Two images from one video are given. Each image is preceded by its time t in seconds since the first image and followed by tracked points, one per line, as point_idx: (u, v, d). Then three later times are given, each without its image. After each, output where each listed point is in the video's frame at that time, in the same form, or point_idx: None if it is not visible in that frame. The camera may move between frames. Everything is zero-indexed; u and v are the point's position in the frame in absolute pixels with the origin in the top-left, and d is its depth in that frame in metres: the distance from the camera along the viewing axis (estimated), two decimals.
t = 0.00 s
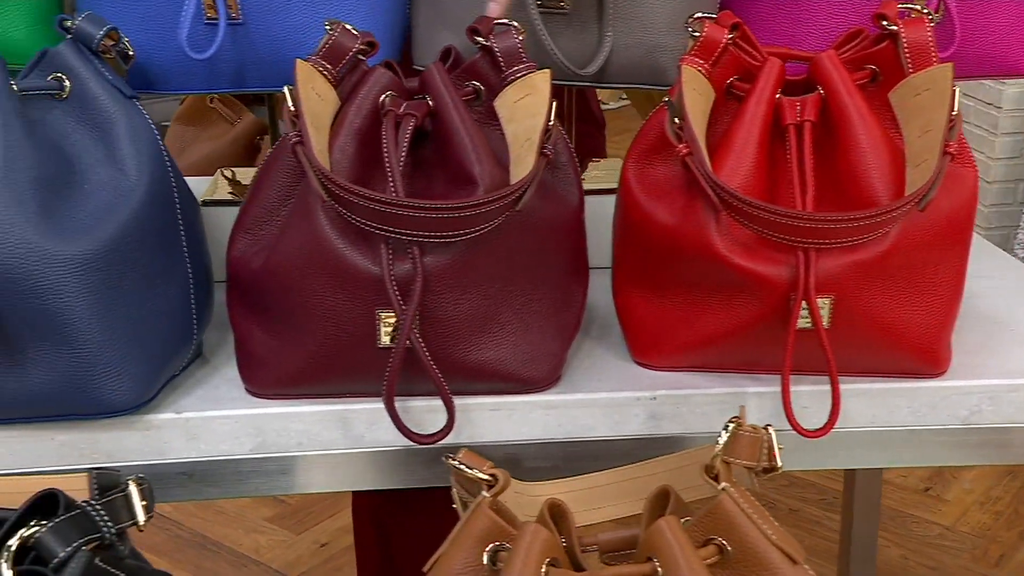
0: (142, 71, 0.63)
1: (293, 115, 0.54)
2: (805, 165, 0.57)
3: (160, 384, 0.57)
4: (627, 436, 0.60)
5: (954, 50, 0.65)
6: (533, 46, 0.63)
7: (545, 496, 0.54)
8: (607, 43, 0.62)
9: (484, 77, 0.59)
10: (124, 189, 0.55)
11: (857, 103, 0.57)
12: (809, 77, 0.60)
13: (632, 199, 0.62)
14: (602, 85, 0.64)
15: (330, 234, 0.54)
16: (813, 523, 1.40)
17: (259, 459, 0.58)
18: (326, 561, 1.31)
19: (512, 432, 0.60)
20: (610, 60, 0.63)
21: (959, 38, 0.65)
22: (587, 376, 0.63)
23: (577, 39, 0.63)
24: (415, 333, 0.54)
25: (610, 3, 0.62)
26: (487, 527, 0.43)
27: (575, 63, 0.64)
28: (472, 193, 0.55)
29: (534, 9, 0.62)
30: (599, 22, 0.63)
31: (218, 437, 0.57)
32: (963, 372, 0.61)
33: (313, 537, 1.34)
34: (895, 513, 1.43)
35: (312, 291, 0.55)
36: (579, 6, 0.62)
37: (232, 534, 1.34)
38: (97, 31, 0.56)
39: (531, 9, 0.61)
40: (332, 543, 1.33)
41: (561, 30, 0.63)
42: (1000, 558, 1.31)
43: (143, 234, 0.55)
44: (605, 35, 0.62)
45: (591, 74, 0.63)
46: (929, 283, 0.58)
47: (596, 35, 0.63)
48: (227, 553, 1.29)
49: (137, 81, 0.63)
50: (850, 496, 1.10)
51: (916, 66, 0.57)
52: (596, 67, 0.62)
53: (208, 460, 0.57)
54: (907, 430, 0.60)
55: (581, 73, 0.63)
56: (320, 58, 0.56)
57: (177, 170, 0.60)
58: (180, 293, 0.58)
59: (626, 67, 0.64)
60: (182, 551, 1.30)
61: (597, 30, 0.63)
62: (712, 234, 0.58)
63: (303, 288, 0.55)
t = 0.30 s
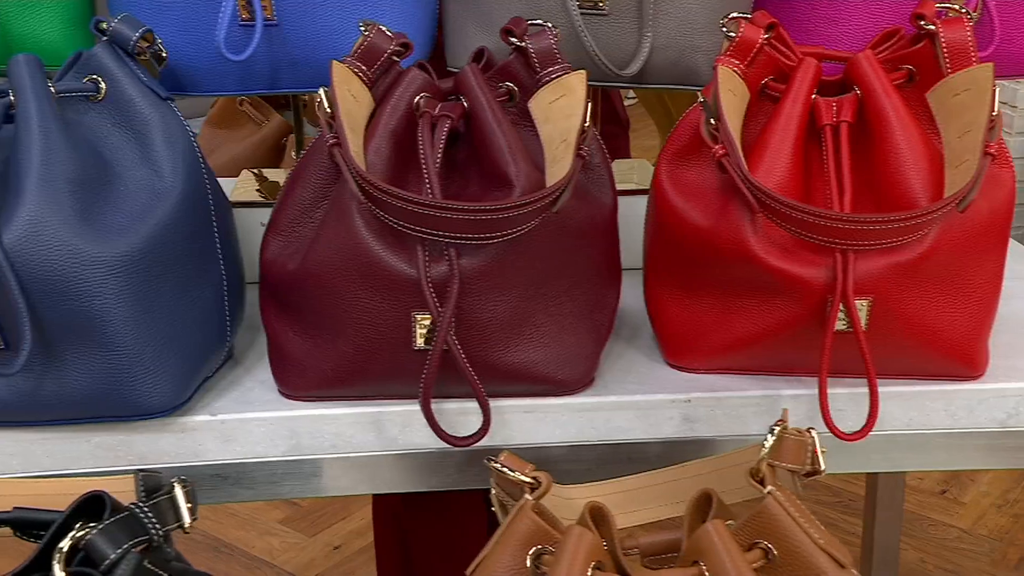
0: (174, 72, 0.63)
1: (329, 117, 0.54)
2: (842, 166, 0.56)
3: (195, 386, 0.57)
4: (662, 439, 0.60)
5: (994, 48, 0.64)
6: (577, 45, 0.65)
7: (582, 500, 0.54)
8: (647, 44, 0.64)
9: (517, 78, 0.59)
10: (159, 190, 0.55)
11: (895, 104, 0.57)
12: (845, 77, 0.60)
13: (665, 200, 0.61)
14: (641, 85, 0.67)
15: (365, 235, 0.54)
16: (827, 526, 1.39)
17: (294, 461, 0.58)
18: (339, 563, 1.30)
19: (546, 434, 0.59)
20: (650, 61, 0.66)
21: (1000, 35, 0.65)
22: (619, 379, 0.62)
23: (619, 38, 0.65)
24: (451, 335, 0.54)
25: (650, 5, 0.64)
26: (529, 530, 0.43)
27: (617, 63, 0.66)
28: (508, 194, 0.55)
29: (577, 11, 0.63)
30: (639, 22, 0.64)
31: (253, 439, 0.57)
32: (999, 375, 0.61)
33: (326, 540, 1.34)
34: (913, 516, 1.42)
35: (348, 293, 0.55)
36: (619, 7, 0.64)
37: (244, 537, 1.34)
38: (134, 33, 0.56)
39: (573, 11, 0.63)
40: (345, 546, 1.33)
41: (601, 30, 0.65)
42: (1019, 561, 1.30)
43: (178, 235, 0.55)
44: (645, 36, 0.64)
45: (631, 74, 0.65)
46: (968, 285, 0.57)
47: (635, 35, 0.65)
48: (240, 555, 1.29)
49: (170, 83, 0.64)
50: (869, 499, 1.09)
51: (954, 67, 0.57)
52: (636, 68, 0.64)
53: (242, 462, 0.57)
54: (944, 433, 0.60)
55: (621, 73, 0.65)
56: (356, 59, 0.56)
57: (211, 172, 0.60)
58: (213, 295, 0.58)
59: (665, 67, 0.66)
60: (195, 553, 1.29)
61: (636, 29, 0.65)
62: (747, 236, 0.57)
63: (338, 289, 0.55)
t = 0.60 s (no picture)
0: (199, 75, 0.63)
1: (360, 119, 0.54)
2: (874, 168, 0.56)
3: (224, 389, 0.57)
4: (691, 442, 0.60)
5: None
6: (605, 48, 0.65)
7: (614, 504, 0.53)
8: (674, 45, 0.64)
9: (546, 81, 0.58)
10: (188, 194, 0.55)
11: (927, 105, 0.56)
12: (876, 79, 0.59)
13: (694, 202, 0.61)
14: (666, 86, 0.66)
15: (396, 239, 0.54)
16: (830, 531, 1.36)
17: (323, 465, 0.58)
18: (349, 567, 1.30)
19: (575, 438, 0.59)
20: (677, 62, 0.65)
21: None
22: (648, 382, 0.62)
23: (646, 40, 0.65)
24: (482, 339, 0.54)
25: (677, 6, 0.64)
26: (567, 534, 0.43)
27: (644, 64, 0.66)
28: (539, 197, 0.55)
29: (605, 12, 0.63)
30: (665, 24, 0.65)
31: (283, 442, 0.57)
32: None
33: (335, 543, 1.34)
34: (925, 518, 1.41)
35: (378, 296, 0.55)
36: (646, 8, 0.64)
37: (253, 540, 1.33)
38: (163, 37, 0.56)
39: (602, 12, 0.63)
40: (354, 549, 1.32)
41: (628, 32, 0.65)
42: None
43: (207, 239, 0.55)
44: (673, 36, 0.64)
45: (658, 76, 0.65)
46: (1000, 287, 0.57)
47: (662, 36, 0.65)
48: (249, 558, 1.29)
49: (195, 86, 0.64)
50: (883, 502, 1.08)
51: (987, 68, 0.56)
52: (664, 69, 0.64)
53: (271, 466, 0.57)
54: (975, 437, 0.60)
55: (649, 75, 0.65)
56: (385, 62, 0.56)
57: (239, 175, 0.60)
58: (242, 300, 0.58)
59: (691, 69, 0.66)
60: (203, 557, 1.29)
61: (663, 31, 0.65)
62: (778, 238, 0.57)
63: (367, 292, 0.55)
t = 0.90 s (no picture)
0: (230, 79, 0.63)
1: (396, 122, 0.54)
2: (912, 170, 0.56)
3: (259, 392, 0.57)
4: (726, 446, 0.59)
5: None
6: (636, 50, 0.65)
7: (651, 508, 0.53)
8: (707, 47, 0.64)
9: (580, 83, 0.58)
10: (224, 197, 0.55)
11: (966, 107, 0.56)
12: (912, 80, 0.59)
13: (728, 204, 0.61)
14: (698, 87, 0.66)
15: (432, 242, 0.54)
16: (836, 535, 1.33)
17: (358, 468, 0.57)
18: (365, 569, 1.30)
19: (610, 441, 0.59)
20: (708, 64, 0.65)
21: None
22: (682, 385, 0.62)
23: (678, 42, 0.65)
24: (519, 342, 0.53)
25: (710, 8, 0.64)
26: (611, 539, 0.43)
27: (676, 66, 0.65)
28: (575, 200, 0.54)
29: (638, 14, 0.63)
30: (698, 26, 0.64)
31: (318, 446, 0.56)
32: None
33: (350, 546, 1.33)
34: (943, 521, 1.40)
35: (413, 299, 0.55)
36: (679, 10, 0.64)
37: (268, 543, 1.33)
38: (199, 40, 0.55)
39: (635, 14, 0.63)
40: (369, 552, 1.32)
41: (660, 34, 0.65)
42: None
43: (243, 242, 0.55)
44: (705, 38, 0.64)
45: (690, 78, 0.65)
46: None
47: (693, 38, 0.65)
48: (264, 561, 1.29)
49: (226, 90, 0.63)
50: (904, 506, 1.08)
51: None
52: (696, 71, 0.64)
53: (306, 470, 0.57)
54: (1014, 441, 0.59)
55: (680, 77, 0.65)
56: (421, 65, 0.56)
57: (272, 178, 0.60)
58: (277, 303, 0.58)
59: (723, 71, 0.66)
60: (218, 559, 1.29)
61: (695, 33, 0.65)
62: (814, 240, 0.57)
63: (403, 296, 0.55)
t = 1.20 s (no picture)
0: (264, 81, 0.63)
1: (434, 124, 0.54)
2: (949, 171, 0.56)
3: (296, 393, 0.58)
4: (760, 448, 0.60)
5: None
6: (670, 52, 0.65)
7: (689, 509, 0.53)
8: (740, 48, 0.64)
9: (615, 85, 0.58)
10: (263, 199, 0.55)
11: (1005, 108, 0.56)
12: (949, 82, 0.59)
13: (762, 206, 0.61)
14: (731, 89, 0.66)
15: (469, 244, 0.54)
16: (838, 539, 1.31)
17: (393, 469, 0.58)
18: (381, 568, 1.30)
19: (644, 442, 0.59)
20: (741, 65, 0.65)
21: None
22: (715, 386, 0.62)
23: (711, 43, 0.65)
24: (556, 344, 0.53)
25: (744, 9, 0.64)
26: (655, 540, 0.43)
27: (708, 68, 0.65)
28: (613, 202, 0.54)
29: (673, 15, 0.63)
30: (731, 27, 0.64)
31: (355, 446, 0.57)
32: None
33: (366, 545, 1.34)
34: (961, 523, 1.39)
35: (450, 300, 0.55)
36: (712, 12, 0.64)
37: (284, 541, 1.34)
38: (238, 44, 0.56)
39: (669, 15, 0.63)
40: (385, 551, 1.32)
41: (694, 35, 0.64)
42: None
43: (281, 244, 0.55)
44: (739, 40, 0.64)
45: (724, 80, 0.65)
46: None
47: (726, 39, 0.65)
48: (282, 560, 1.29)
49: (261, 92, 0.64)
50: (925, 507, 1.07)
51: None
52: (730, 73, 0.64)
53: (342, 470, 0.57)
54: None
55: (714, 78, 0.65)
56: (458, 67, 0.56)
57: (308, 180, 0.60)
58: (314, 305, 0.59)
59: (755, 72, 0.66)
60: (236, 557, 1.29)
61: (728, 35, 0.65)
62: (851, 242, 0.57)
63: (439, 298, 0.55)
